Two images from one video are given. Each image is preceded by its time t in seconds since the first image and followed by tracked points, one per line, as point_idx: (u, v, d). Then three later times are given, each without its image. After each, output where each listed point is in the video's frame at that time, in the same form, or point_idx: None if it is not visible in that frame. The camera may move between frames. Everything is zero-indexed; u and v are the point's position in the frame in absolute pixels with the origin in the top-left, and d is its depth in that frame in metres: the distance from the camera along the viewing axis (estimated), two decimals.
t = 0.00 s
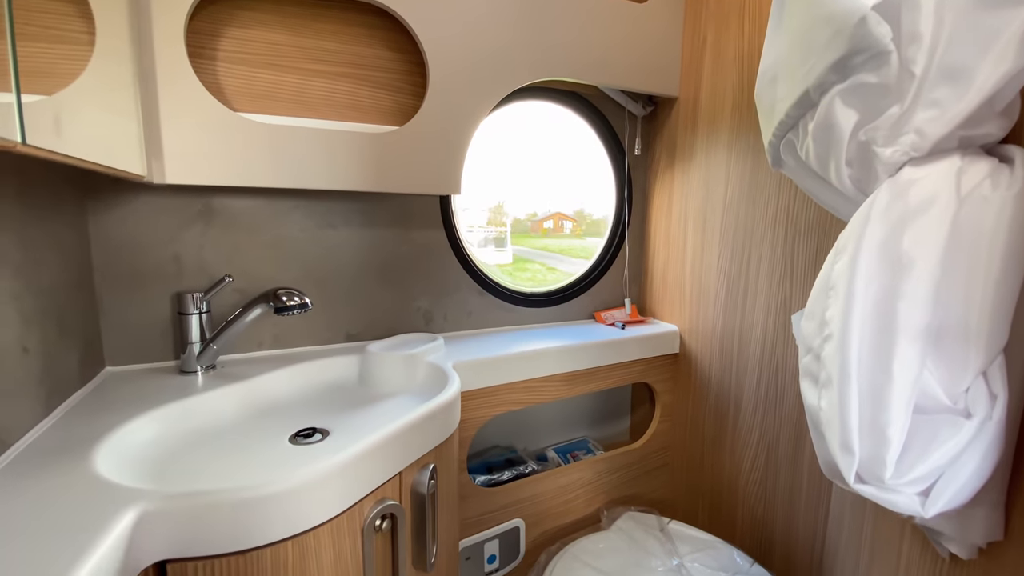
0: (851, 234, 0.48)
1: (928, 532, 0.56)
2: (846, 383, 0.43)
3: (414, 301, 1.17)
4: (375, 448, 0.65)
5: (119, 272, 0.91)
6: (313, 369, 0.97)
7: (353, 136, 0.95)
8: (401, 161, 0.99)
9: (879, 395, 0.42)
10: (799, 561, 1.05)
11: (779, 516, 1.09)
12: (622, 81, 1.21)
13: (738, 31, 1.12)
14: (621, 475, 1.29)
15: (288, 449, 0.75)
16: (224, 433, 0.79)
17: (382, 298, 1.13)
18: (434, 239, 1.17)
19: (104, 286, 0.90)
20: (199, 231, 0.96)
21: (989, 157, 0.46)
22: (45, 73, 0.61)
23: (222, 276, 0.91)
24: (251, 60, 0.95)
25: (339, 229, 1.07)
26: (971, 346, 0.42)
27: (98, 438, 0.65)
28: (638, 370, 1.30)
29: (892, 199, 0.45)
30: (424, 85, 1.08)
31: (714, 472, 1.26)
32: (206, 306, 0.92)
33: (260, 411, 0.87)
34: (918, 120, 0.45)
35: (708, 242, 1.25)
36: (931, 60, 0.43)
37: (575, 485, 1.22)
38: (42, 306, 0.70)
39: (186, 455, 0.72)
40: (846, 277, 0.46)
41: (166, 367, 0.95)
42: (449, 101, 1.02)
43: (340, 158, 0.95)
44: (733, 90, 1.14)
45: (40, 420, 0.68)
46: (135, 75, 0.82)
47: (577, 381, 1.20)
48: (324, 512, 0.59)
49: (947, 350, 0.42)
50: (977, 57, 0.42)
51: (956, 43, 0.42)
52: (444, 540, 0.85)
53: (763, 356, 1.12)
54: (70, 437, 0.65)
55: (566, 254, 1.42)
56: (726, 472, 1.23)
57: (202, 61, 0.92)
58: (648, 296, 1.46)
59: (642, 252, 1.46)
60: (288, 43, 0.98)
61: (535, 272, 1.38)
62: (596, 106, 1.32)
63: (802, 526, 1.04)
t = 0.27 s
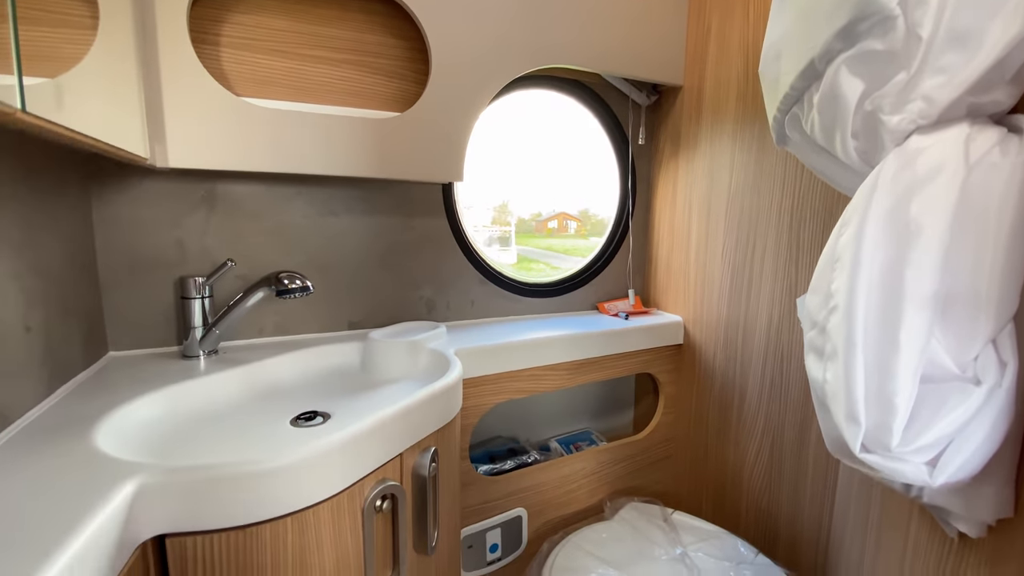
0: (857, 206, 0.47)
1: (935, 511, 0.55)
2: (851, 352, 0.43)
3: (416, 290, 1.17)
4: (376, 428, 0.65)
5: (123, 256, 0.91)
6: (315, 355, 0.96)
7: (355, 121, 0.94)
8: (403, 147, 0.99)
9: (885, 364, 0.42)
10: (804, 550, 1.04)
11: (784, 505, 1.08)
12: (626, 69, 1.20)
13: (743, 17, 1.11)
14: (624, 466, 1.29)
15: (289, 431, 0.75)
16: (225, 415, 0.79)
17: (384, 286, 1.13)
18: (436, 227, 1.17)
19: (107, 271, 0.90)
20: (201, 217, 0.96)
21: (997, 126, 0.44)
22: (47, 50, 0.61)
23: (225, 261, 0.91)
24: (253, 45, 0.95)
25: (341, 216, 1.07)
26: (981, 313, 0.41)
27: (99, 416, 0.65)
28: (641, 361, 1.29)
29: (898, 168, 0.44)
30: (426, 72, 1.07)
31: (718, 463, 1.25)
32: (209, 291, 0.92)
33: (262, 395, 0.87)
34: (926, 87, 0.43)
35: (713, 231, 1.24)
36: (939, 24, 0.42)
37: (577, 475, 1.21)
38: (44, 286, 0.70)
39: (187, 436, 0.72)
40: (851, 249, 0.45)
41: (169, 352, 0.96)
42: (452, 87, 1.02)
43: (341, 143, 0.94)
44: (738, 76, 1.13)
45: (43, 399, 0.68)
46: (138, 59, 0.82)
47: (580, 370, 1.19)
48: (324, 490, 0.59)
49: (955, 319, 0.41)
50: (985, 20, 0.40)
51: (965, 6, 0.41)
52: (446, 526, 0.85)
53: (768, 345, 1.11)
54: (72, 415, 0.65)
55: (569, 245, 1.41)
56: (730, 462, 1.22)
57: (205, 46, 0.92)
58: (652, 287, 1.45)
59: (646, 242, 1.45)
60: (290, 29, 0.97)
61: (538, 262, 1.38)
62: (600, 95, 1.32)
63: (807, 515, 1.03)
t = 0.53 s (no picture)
0: (871, 173, 0.46)
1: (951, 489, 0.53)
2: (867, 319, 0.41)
3: (420, 277, 1.16)
4: (380, 407, 0.64)
5: (127, 240, 0.91)
6: (319, 340, 0.96)
7: (360, 105, 0.94)
8: (407, 132, 0.98)
9: (903, 329, 0.40)
10: (814, 540, 1.02)
11: (793, 495, 1.07)
12: (632, 55, 1.19)
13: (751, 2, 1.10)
14: (630, 456, 1.28)
15: (292, 413, 0.74)
16: (229, 397, 0.79)
17: (389, 273, 1.12)
18: (441, 215, 1.16)
19: (112, 254, 0.90)
20: (206, 201, 0.95)
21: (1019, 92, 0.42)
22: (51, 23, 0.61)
23: (229, 245, 0.91)
24: (258, 29, 0.95)
25: (345, 202, 1.06)
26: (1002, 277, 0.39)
27: (103, 394, 0.64)
28: (647, 350, 1.28)
29: (914, 132, 0.43)
30: (431, 57, 1.06)
31: (725, 454, 1.24)
32: (213, 274, 0.92)
33: (266, 379, 0.87)
34: (943, 50, 0.42)
35: (720, 219, 1.22)
36: None
37: (583, 465, 1.20)
38: (48, 265, 0.70)
39: (190, 415, 0.71)
40: (866, 216, 0.44)
41: (173, 337, 0.95)
42: (457, 71, 1.01)
43: (345, 127, 0.94)
44: (746, 62, 1.12)
45: (46, 378, 0.67)
46: (142, 40, 0.81)
47: (586, 358, 1.18)
48: (328, 467, 0.58)
49: (977, 283, 0.39)
50: None
51: None
52: (451, 510, 0.84)
53: (776, 333, 1.10)
54: (75, 393, 0.65)
55: (574, 235, 1.40)
56: (737, 453, 1.21)
57: (210, 29, 0.91)
58: (658, 278, 1.44)
59: (652, 232, 1.44)
60: (295, 13, 0.97)
61: (543, 252, 1.37)
62: (606, 83, 1.31)
63: (816, 503, 1.02)
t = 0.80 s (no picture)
0: (881, 145, 0.45)
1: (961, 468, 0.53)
2: (878, 288, 0.41)
3: (425, 267, 1.16)
4: (385, 388, 0.64)
5: (133, 226, 0.91)
6: (323, 327, 0.96)
7: (364, 91, 0.93)
8: (411, 119, 0.98)
9: (915, 297, 0.40)
10: (820, 530, 1.02)
11: (799, 485, 1.06)
12: (638, 44, 1.18)
13: None
14: (634, 448, 1.27)
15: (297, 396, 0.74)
16: (234, 381, 0.79)
17: (393, 262, 1.12)
18: (446, 204, 1.16)
19: (118, 240, 0.91)
20: (211, 188, 0.96)
21: None
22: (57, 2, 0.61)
23: (234, 231, 0.91)
24: (263, 16, 0.95)
25: (350, 190, 1.06)
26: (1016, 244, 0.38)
27: (109, 374, 0.64)
28: (652, 341, 1.27)
29: (925, 103, 0.42)
30: (435, 46, 1.06)
31: (731, 445, 1.23)
32: (218, 260, 0.92)
33: (270, 364, 0.87)
34: (954, 19, 0.41)
35: (725, 209, 1.22)
36: None
37: (587, 455, 1.20)
38: (54, 246, 0.70)
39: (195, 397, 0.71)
40: (876, 187, 0.44)
41: (178, 323, 0.96)
42: (462, 58, 1.01)
43: (350, 113, 0.93)
44: (751, 50, 1.11)
45: (52, 359, 0.68)
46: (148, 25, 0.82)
47: (590, 348, 1.18)
48: (332, 445, 0.58)
49: (990, 251, 0.39)
50: None
51: None
52: (455, 496, 0.84)
53: (782, 322, 1.09)
54: (82, 373, 0.65)
55: (579, 226, 1.40)
56: (743, 444, 1.20)
57: (215, 16, 0.92)
58: (663, 269, 1.43)
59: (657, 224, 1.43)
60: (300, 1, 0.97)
61: (547, 243, 1.36)
62: (611, 74, 1.30)
63: (822, 492, 1.01)
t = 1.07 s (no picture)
0: (895, 119, 0.44)
1: (975, 451, 0.52)
2: (892, 261, 0.40)
3: (429, 258, 1.15)
4: (389, 371, 0.63)
5: (138, 214, 0.91)
6: (328, 315, 0.95)
7: (369, 78, 0.93)
8: (416, 107, 0.98)
9: (930, 270, 0.39)
10: (828, 522, 1.01)
11: (806, 477, 1.05)
12: (644, 33, 1.18)
13: None
14: (639, 440, 1.26)
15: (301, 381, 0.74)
16: (238, 366, 0.79)
17: (397, 253, 1.12)
18: (450, 194, 1.16)
19: (123, 228, 0.91)
20: (216, 176, 0.95)
21: None
22: None
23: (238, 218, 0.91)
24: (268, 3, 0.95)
25: (354, 179, 1.06)
26: None
27: (113, 357, 0.64)
28: (657, 333, 1.27)
29: (939, 76, 0.41)
30: (440, 35, 1.06)
31: (737, 438, 1.23)
32: (223, 248, 0.92)
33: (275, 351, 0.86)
34: None
35: (732, 200, 1.21)
36: None
37: (592, 447, 1.19)
38: (59, 230, 0.70)
39: (200, 382, 0.71)
40: (890, 160, 0.43)
41: (183, 311, 0.96)
42: (467, 46, 1.00)
43: (354, 101, 0.93)
44: (758, 39, 1.11)
45: (57, 342, 0.67)
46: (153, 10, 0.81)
47: (595, 340, 1.17)
48: (337, 427, 0.58)
49: (1008, 223, 0.38)
50: None
51: None
52: (459, 484, 0.84)
53: (789, 313, 1.08)
54: (87, 356, 0.65)
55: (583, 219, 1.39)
56: (749, 436, 1.19)
57: (220, 3, 0.91)
58: (668, 262, 1.42)
59: (662, 216, 1.43)
60: None
61: (551, 234, 1.36)
62: (616, 64, 1.30)
63: (830, 484, 1.00)
